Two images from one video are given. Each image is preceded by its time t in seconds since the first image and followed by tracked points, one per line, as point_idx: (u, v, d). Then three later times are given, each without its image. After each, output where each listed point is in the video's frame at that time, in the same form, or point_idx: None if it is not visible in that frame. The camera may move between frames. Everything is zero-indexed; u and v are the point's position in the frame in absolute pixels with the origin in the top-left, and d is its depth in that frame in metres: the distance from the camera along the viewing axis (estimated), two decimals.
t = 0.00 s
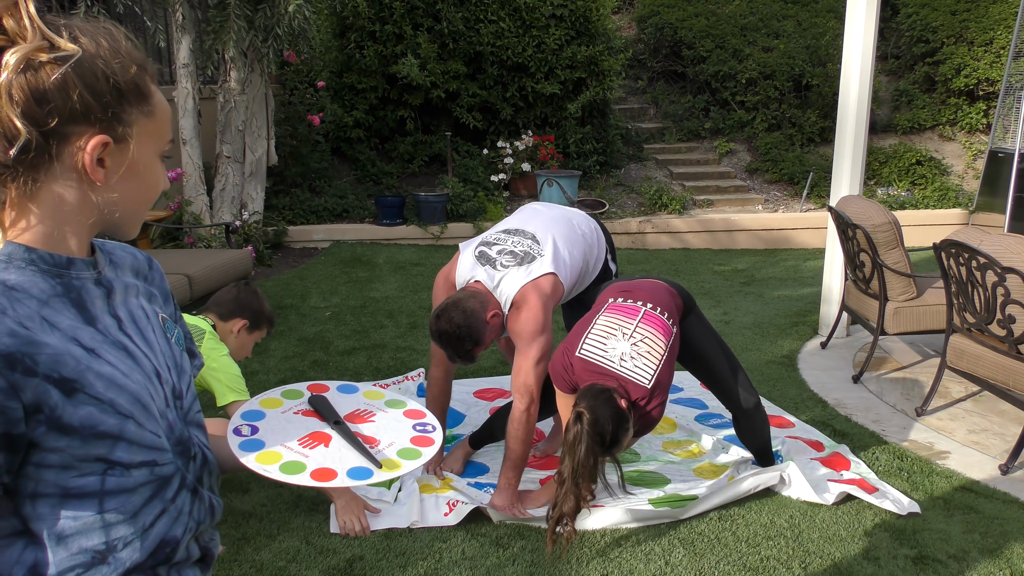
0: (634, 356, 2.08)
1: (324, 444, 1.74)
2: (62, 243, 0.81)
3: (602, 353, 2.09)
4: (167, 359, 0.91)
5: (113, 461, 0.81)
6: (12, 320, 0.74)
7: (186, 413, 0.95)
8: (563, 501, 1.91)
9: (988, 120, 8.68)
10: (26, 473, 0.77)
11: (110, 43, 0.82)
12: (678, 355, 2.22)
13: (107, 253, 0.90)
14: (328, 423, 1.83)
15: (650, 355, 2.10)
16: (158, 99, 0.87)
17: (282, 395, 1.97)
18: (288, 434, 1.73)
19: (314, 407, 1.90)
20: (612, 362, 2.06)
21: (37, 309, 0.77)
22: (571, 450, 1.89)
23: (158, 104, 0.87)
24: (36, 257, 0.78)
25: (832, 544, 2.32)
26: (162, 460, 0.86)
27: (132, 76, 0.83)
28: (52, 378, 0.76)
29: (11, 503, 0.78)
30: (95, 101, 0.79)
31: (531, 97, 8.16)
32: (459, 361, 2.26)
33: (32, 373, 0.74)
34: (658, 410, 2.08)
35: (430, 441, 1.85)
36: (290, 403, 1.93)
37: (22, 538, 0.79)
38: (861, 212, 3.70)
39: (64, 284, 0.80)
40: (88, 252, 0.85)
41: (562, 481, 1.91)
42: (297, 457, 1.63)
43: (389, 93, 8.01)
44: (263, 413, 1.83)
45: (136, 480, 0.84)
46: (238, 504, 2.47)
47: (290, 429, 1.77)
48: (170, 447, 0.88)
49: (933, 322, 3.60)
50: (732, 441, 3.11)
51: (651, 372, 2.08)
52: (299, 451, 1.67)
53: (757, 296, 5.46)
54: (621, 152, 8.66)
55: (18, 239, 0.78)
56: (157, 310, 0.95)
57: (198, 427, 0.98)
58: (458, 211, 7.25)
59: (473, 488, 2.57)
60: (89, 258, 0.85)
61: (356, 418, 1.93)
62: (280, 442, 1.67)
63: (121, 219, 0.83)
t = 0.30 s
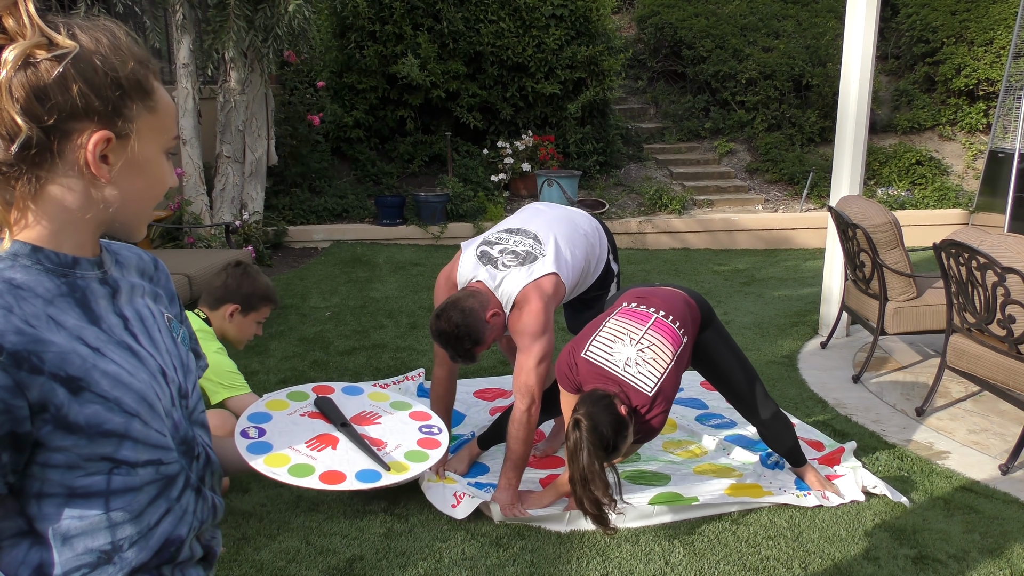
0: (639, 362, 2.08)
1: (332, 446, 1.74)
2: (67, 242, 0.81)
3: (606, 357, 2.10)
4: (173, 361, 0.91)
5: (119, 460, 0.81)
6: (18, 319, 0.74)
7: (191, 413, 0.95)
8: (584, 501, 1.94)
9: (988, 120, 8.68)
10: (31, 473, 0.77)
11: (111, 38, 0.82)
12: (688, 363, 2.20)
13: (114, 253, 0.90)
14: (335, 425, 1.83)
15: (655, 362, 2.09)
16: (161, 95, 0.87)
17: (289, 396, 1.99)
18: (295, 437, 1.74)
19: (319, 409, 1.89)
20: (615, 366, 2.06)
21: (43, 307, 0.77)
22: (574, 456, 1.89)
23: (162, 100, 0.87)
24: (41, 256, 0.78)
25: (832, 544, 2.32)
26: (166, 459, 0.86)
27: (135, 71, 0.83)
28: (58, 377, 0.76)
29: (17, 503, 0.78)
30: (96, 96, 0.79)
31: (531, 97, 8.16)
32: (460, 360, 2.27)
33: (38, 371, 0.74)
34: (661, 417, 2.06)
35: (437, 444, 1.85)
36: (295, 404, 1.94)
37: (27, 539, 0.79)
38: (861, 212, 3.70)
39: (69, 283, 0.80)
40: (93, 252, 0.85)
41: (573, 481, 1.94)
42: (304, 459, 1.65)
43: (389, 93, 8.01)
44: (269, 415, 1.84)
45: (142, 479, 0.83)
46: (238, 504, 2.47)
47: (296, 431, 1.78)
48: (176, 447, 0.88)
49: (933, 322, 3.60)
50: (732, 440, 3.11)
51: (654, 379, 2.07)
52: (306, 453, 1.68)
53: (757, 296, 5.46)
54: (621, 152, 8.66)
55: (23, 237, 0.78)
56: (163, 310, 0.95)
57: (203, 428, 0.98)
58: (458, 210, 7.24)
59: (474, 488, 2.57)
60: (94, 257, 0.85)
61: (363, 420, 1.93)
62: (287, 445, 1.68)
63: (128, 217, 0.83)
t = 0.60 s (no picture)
0: (617, 358, 2.08)
1: (332, 450, 1.75)
2: (72, 244, 0.81)
3: (585, 355, 2.10)
4: (174, 362, 0.91)
5: (123, 462, 0.81)
6: (23, 321, 0.74)
7: (192, 415, 0.95)
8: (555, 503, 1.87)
9: (988, 120, 8.68)
10: (36, 475, 0.77)
11: (124, 42, 0.82)
12: (668, 357, 2.20)
13: (115, 253, 0.90)
14: (336, 428, 1.83)
15: (634, 357, 2.09)
16: (170, 99, 0.87)
17: (286, 397, 1.98)
18: (295, 439, 1.75)
19: (320, 411, 1.89)
20: (595, 364, 2.06)
21: (48, 309, 0.77)
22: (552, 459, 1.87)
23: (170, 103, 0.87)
24: (45, 257, 0.78)
25: (832, 545, 2.32)
26: (170, 461, 0.86)
27: (146, 75, 0.83)
28: (64, 379, 0.76)
29: (20, 506, 0.78)
30: (106, 98, 0.79)
31: (531, 97, 8.16)
32: (458, 358, 2.27)
33: (44, 374, 0.74)
34: (643, 415, 2.07)
35: (437, 446, 1.84)
36: (290, 405, 1.94)
37: (30, 540, 0.79)
38: (861, 212, 3.69)
39: (73, 284, 0.80)
40: (97, 253, 0.85)
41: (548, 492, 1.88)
42: (305, 462, 1.65)
43: (389, 93, 8.01)
44: (268, 417, 1.84)
45: (144, 482, 0.83)
46: (238, 504, 2.47)
47: (297, 433, 1.78)
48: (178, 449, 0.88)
49: (933, 322, 3.60)
50: (732, 440, 3.10)
51: (634, 374, 2.07)
52: (307, 456, 1.69)
53: (757, 296, 5.46)
54: (621, 152, 8.66)
55: (28, 237, 0.78)
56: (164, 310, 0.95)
57: (204, 429, 0.98)
58: (458, 210, 7.24)
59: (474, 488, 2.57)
60: (97, 258, 0.85)
61: (364, 423, 1.93)
62: (288, 448, 1.68)
63: (133, 220, 0.83)
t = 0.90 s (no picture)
0: (617, 357, 2.09)
1: (334, 448, 1.74)
2: (74, 246, 0.82)
3: (584, 352, 2.11)
4: (173, 363, 0.91)
5: (125, 462, 0.81)
6: (25, 322, 0.74)
7: (193, 415, 0.95)
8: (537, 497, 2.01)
9: (988, 120, 8.68)
10: (38, 476, 0.77)
11: (125, 43, 0.83)
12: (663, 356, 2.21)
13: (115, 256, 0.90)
14: (336, 427, 1.83)
15: (633, 356, 2.10)
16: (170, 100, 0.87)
17: (283, 396, 1.98)
18: (296, 438, 1.75)
19: (321, 410, 1.89)
20: (594, 362, 2.07)
21: (49, 310, 0.77)
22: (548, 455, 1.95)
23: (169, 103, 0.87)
24: (46, 258, 0.79)
25: (832, 544, 2.32)
26: (171, 461, 0.87)
27: (147, 75, 0.84)
28: (65, 381, 0.76)
29: (23, 507, 0.78)
30: (106, 100, 0.79)
31: (531, 97, 8.16)
32: (448, 355, 2.29)
33: (45, 375, 0.74)
34: (639, 413, 2.09)
35: (437, 445, 1.84)
36: (289, 404, 1.94)
37: (32, 541, 0.78)
38: (861, 212, 3.69)
39: (74, 285, 0.80)
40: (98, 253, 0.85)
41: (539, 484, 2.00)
42: (308, 462, 1.65)
43: (389, 93, 8.01)
44: (269, 416, 1.84)
45: (146, 482, 0.84)
46: (238, 504, 2.47)
47: (297, 432, 1.78)
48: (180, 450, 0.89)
49: (933, 322, 3.60)
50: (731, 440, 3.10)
51: (634, 372, 2.08)
52: (309, 455, 1.68)
53: (757, 296, 5.46)
54: (621, 152, 8.66)
55: (29, 238, 0.78)
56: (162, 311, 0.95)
57: (205, 429, 0.98)
58: (458, 210, 7.24)
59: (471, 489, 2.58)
60: (98, 259, 0.85)
61: (365, 422, 1.93)
62: (291, 448, 1.68)
63: (132, 221, 0.83)
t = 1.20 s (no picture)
0: (640, 350, 2.13)
1: (332, 450, 1.75)
2: (71, 247, 0.82)
3: (608, 347, 2.15)
4: (175, 364, 0.91)
5: (122, 463, 0.81)
6: (20, 324, 0.74)
7: (192, 415, 0.95)
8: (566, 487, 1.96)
9: (988, 120, 8.68)
10: (34, 476, 0.77)
11: (119, 45, 0.82)
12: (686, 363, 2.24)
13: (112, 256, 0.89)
14: (336, 428, 1.83)
15: (656, 351, 2.15)
16: (168, 102, 0.87)
17: (283, 398, 1.98)
18: (294, 439, 1.75)
19: (321, 411, 1.90)
20: (618, 354, 2.11)
21: (44, 311, 0.77)
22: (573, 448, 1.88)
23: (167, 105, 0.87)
24: (42, 259, 0.79)
25: (832, 544, 2.33)
26: (170, 462, 0.86)
27: (144, 74, 0.83)
28: (60, 382, 0.76)
29: (20, 507, 0.78)
30: (98, 100, 0.78)
31: (531, 97, 8.16)
32: (448, 359, 2.25)
33: (40, 377, 0.74)
34: (661, 404, 2.08)
35: (437, 447, 1.83)
36: (289, 405, 1.93)
37: (30, 541, 0.79)
38: (861, 212, 3.70)
39: (71, 286, 0.80)
40: (95, 254, 0.85)
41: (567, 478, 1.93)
42: (303, 463, 1.65)
43: (389, 93, 8.01)
44: (269, 417, 1.84)
45: (144, 484, 0.83)
46: (238, 504, 2.47)
47: (296, 433, 1.78)
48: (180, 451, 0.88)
49: (933, 322, 3.60)
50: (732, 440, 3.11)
51: (657, 364, 2.11)
52: (306, 457, 1.68)
53: (757, 296, 5.46)
54: (621, 152, 8.66)
55: (23, 237, 0.78)
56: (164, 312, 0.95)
57: (205, 429, 0.98)
58: (458, 211, 7.24)
59: (467, 492, 2.58)
60: (95, 259, 0.85)
61: (365, 423, 1.93)
62: (286, 448, 1.68)
63: (128, 223, 0.83)
